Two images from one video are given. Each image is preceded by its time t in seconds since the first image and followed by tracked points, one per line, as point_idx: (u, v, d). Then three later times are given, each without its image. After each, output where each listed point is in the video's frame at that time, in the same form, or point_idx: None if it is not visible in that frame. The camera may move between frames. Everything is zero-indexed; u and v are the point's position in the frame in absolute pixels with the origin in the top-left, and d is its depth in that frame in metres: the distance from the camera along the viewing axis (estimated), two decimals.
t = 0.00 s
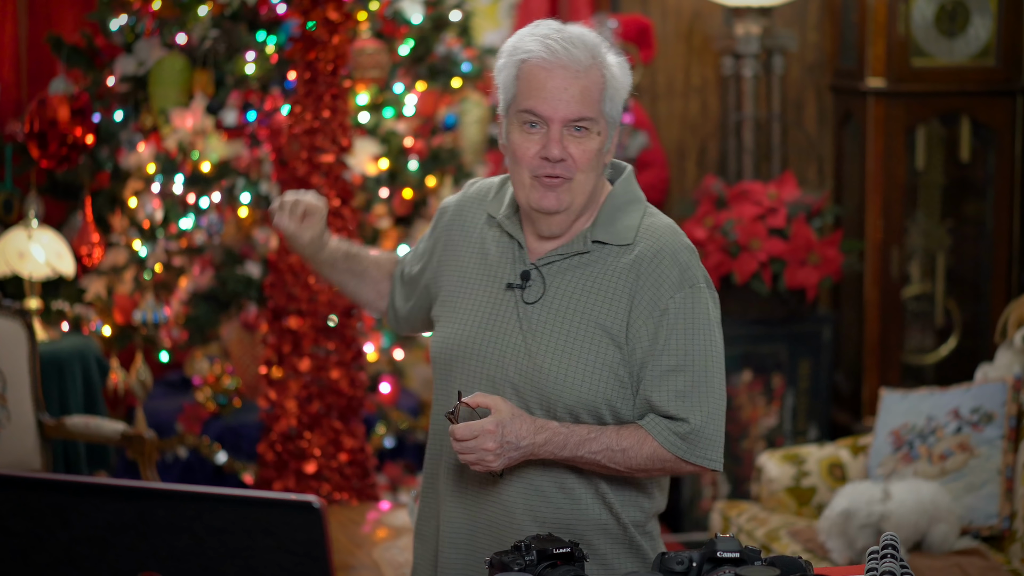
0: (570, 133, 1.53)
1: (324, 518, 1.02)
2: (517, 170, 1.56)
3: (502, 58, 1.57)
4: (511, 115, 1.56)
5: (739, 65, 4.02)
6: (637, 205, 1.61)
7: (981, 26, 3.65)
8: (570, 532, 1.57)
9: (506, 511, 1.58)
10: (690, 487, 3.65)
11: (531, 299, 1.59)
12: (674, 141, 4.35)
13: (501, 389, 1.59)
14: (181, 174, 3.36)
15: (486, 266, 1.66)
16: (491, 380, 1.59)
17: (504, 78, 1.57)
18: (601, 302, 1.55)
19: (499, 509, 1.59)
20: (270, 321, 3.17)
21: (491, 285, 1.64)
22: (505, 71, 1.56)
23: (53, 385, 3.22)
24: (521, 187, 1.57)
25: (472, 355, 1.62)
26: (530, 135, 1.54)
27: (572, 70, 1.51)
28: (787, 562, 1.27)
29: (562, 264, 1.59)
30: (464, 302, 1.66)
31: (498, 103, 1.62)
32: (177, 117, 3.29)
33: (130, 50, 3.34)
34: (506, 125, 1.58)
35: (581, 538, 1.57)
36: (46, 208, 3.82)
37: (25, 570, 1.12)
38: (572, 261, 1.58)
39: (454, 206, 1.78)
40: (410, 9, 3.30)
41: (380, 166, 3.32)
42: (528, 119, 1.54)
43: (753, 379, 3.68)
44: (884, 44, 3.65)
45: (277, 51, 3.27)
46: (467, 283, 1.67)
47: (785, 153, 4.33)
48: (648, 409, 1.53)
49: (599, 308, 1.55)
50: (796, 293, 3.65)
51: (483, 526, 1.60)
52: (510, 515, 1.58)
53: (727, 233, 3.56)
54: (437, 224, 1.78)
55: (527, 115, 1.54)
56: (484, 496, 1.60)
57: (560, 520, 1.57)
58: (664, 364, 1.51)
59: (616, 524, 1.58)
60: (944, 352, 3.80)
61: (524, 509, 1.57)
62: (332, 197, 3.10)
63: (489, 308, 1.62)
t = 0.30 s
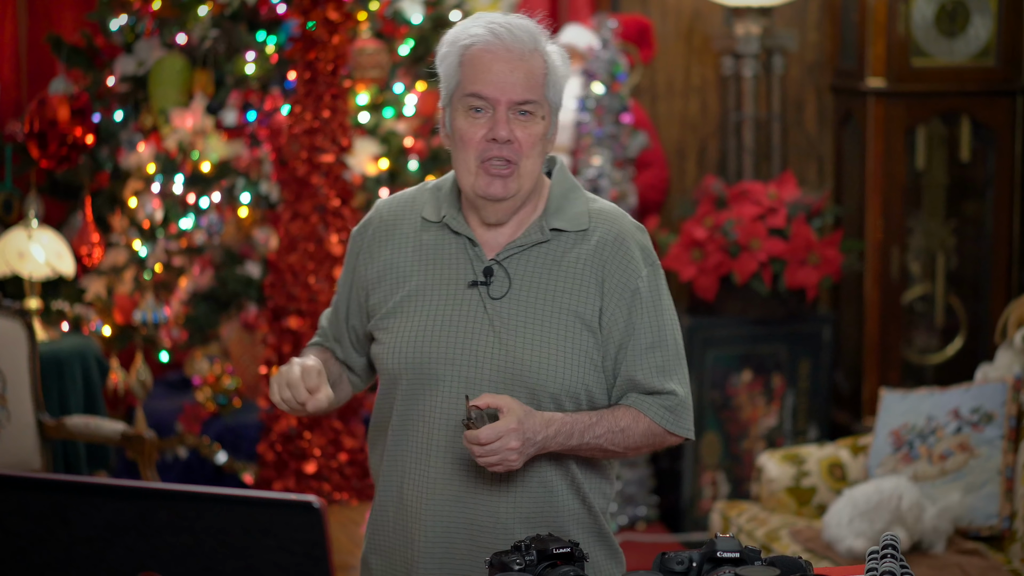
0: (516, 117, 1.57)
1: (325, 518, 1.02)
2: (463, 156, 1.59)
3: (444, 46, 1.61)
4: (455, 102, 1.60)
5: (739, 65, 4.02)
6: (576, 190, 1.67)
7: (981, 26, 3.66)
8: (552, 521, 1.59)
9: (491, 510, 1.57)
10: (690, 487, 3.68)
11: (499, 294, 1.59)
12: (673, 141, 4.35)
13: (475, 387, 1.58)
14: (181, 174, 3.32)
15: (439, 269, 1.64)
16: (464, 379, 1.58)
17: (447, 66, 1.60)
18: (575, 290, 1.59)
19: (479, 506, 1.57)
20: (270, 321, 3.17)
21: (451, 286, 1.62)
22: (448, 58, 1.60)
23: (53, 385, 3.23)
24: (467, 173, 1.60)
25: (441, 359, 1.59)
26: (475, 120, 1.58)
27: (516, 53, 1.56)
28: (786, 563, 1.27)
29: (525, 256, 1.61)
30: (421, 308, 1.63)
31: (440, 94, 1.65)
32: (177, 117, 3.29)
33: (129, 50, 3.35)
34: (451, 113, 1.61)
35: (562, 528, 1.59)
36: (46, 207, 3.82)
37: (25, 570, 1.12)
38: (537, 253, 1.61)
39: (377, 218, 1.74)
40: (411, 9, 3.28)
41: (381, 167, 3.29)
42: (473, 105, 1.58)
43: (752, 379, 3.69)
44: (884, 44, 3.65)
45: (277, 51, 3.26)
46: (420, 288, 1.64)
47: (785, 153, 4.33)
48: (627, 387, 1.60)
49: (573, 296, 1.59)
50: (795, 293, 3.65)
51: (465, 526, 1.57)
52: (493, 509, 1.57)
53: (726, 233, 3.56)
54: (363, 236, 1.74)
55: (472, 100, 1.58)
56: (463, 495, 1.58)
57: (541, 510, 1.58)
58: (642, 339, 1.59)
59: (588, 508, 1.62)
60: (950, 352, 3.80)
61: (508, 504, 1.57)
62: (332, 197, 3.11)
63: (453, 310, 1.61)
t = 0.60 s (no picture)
0: (473, 115, 1.57)
1: (324, 518, 1.02)
2: (424, 159, 1.58)
3: (394, 53, 1.61)
4: (411, 106, 1.59)
5: (739, 65, 4.02)
6: (534, 183, 1.70)
7: (981, 26, 3.66)
8: (558, 508, 1.61)
9: (505, 508, 1.56)
10: (690, 487, 3.70)
11: (489, 293, 1.60)
12: (674, 141, 4.35)
13: (478, 390, 1.57)
14: (181, 174, 3.32)
15: (421, 277, 1.60)
16: (465, 383, 1.57)
17: (399, 71, 1.60)
18: (561, 282, 1.63)
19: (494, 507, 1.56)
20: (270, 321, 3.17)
21: (439, 293, 1.59)
22: (399, 64, 1.59)
23: (53, 385, 3.27)
24: (430, 176, 1.59)
25: (440, 365, 1.57)
26: (433, 122, 1.57)
27: (466, 50, 1.56)
28: (786, 563, 1.27)
29: (505, 253, 1.62)
30: (410, 318, 1.59)
31: (395, 102, 1.64)
32: (177, 117, 3.29)
33: (130, 50, 3.36)
34: (407, 118, 1.61)
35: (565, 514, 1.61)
36: (46, 207, 3.83)
37: (24, 570, 1.12)
38: (517, 249, 1.63)
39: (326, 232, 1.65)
40: (411, 8, 3.31)
41: (381, 166, 3.22)
42: (430, 107, 1.57)
43: (752, 380, 3.69)
44: (884, 44, 3.65)
45: (277, 51, 3.26)
46: (405, 298, 1.60)
47: (785, 153, 4.33)
48: (612, 367, 1.66)
49: (559, 287, 1.63)
50: (795, 294, 3.64)
51: (485, 529, 1.55)
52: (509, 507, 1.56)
53: (727, 233, 3.56)
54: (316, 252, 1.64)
55: (428, 102, 1.57)
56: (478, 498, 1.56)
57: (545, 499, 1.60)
58: (623, 320, 1.66)
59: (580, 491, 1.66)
60: (957, 352, 3.80)
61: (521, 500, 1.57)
62: (332, 196, 3.10)
63: (447, 315, 1.58)
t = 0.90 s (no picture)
0: (473, 111, 1.57)
1: (325, 518, 1.02)
2: (425, 156, 1.58)
3: (392, 51, 1.61)
4: (410, 104, 1.59)
5: (739, 65, 4.01)
6: (533, 182, 1.71)
7: (981, 26, 3.66)
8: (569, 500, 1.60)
9: (517, 500, 1.56)
10: (690, 487, 3.70)
11: (497, 285, 1.60)
12: (673, 142, 4.35)
13: (488, 382, 1.56)
14: (181, 174, 3.32)
15: (429, 270, 1.59)
16: (475, 376, 1.56)
17: (397, 70, 1.60)
18: (566, 273, 1.64)
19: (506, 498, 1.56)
20: (270, 321, 3.17)
21: (446, 286, 1.58)
22: (397, 62, 1.59)
23: (53, 384, 3.29)
24: (431, 173, 1.59)
25: (449, 358, 1.56)
26: (433, 119, 1.57)
27: (463, 47, 1.56)
28: (787, 562, 1.27)
29: (509, 246, 1.62)
30: (418, 310, 1.58)
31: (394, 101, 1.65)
32: (177, 117, 3.29)
33: (129, 50, 3.36)
34: (407, 117, 1.60)
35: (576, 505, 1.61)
36: (46, 207, 3.83)
37: (24, 571, 1.11)
38: (521, 243, 1.63)
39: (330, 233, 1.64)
40: (411, 9, 3.30)
41: (381, 166, 3.23)
42: (429, 104, 1.57)
43: (752, 380, 3.69)
44: (884, 44, 3.65)
45: (277, 51, 3.26)
46: (413, 292, 1.59)
47: (785, 153, 4.33)
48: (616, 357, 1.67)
49: (565, 279, 1.63)
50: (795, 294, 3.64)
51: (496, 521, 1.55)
52: (521, 499, 1.56)
53: (726, 233, 3.56)
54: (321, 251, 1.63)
55: (428, 99, 1.57)
56: (490, 490, 1.55)
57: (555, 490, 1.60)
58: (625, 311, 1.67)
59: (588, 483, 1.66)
60: (958, 352, 3.80)
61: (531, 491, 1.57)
62: (332, 197, 3.09)
63: (456, 308, 1.58)
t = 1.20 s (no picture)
0: (487, 112, 1.57)
1: (325, 518, 1.03)
2: (439, 157, 1.58)
3: (409, 55, 1.62)
4: (425, 106, 1.59)
5: (739, 65, 4.02)
6: (546, 185, 1.72)
7: (981, 26, 3.66)
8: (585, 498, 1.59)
9: (533, 497, 1.55)
10: (690, 487, 3.70)
11: (513, 282, 1.60)
12: (673, 142, 4.35)
13: (505, 378, 1.56)
14: (181, 174, 3.33)
15: (445, 266, 1.60)
16: (491, 372, 1.56)
17: (414, 73, 1.61)
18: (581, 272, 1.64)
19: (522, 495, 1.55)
20: (270, 321, 3.17)
21: (463, 282, 1.59)
22: (413, 65, 1.60)
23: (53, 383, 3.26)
24: (445, 173, 1.59)
25: (466, 353, 1.56)
26: (447, 120, 1.57)
27: (477, 50, 1.57)
28: (787, 562, 1.27)
29: (526, 244, 1.63)
30: (434, 306, 1.58)
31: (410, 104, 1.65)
32: (177, 117, 3.29)
33: (130, 50, 3.36)
34: (423, 119, 1.61)
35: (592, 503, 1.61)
36: (46, 207, 3.83)
37: (24, 571, 1.11)
38: (537, 241, 1.64)
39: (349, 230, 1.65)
40: (411, 8, 3.27)
41: (381, 166, 3.23)
42: (444, 105, 1.57)
43: (752, 379, 3.69)
44: (884, 44, 3.65)
45: (277, 51, 3.25)
46: (429, 288, 1.59)
47: (785, 152, 4.33)
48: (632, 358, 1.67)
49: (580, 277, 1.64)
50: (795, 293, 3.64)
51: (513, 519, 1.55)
52: (537, 496, 1.56)
53: (726, 233, 3.56)
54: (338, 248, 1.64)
55: (442, 101, 1.57)
56: (506, 487, 1.55)
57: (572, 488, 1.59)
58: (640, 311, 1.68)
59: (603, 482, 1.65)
60: (956, 352, 3.80)
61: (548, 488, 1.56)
62: (332, 197, 3.10)
63: (473, 303, 1.58)
